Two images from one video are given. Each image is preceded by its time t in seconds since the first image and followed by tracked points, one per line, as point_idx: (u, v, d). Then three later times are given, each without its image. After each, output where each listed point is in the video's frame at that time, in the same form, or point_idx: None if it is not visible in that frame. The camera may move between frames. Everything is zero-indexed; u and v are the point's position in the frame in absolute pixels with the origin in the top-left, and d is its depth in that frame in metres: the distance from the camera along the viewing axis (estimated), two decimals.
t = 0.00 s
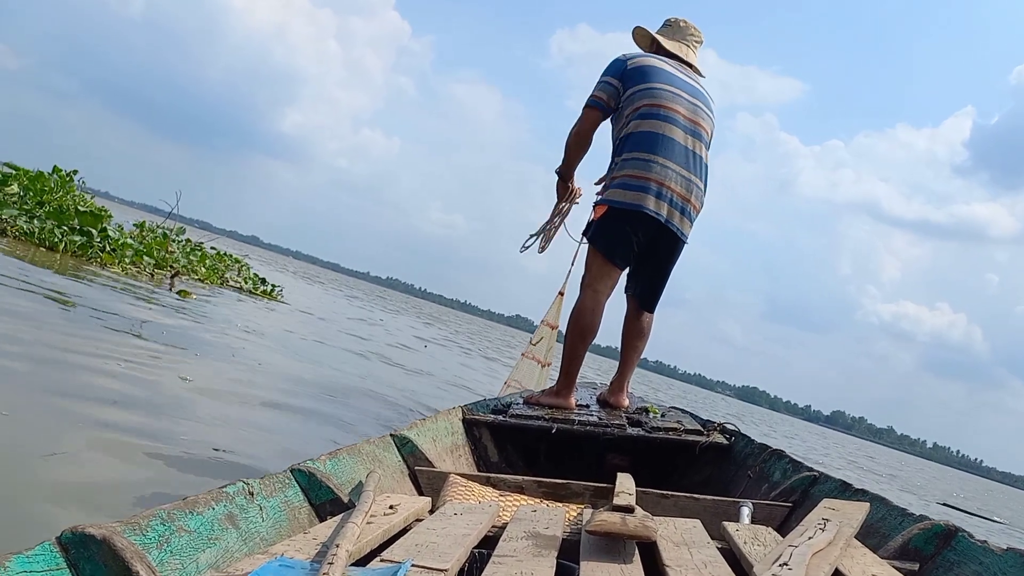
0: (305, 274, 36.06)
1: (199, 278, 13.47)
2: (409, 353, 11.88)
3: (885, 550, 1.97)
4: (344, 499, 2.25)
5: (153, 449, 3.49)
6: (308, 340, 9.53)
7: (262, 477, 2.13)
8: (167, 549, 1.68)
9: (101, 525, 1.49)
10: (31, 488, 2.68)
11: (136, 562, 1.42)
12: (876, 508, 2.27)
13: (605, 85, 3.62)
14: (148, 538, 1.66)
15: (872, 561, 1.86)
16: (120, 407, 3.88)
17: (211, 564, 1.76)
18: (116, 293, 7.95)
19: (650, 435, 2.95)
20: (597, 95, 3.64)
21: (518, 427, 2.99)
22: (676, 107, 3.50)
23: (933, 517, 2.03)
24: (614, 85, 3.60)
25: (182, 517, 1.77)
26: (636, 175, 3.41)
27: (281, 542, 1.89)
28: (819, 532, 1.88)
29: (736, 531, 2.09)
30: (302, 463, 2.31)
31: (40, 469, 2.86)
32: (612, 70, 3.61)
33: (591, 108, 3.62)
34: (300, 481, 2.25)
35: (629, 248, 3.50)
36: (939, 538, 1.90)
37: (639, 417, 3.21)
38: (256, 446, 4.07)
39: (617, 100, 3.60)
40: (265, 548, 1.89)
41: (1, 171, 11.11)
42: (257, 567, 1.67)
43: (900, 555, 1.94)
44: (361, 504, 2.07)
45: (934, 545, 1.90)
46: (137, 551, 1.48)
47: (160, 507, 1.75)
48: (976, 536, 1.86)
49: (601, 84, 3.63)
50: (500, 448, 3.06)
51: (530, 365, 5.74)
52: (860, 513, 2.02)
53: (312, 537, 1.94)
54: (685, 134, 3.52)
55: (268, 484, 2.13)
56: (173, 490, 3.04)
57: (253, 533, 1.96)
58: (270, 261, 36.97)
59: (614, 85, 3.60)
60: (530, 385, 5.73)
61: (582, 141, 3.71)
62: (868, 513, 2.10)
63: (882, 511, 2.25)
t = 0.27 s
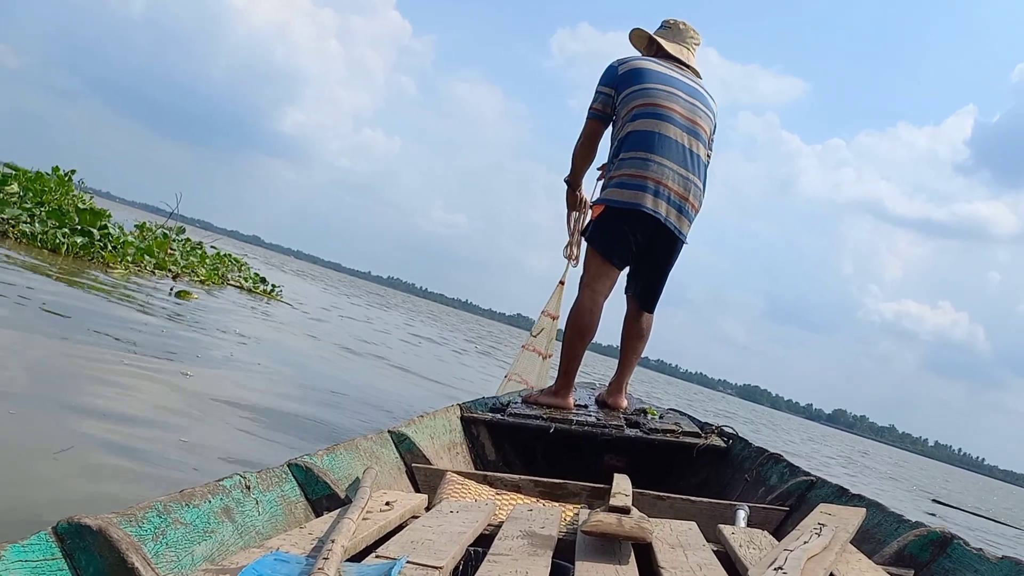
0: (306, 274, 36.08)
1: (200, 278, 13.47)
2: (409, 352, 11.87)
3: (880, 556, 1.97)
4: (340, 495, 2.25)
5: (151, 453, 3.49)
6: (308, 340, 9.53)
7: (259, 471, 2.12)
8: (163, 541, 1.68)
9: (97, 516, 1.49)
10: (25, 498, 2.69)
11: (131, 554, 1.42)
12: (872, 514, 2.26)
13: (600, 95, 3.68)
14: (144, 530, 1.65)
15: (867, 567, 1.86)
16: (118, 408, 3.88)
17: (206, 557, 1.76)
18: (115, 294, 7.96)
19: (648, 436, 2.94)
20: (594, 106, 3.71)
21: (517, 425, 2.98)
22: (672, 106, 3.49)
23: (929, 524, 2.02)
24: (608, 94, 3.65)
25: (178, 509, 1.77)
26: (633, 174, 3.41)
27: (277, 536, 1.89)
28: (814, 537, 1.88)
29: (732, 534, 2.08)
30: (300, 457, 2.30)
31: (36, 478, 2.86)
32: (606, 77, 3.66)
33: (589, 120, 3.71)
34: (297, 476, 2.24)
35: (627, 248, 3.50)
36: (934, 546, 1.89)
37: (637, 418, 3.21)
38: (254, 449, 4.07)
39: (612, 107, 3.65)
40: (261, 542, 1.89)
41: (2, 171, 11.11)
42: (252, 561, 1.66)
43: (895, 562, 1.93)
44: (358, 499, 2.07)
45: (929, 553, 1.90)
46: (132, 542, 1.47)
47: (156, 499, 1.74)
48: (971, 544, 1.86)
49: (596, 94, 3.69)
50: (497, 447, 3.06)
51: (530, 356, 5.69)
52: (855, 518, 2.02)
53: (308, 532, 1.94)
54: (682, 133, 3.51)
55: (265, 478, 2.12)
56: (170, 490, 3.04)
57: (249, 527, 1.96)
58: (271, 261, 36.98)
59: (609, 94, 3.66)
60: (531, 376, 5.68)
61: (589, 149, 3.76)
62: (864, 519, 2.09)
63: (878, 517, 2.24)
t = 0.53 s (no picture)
0: (307, 274, 36.11)
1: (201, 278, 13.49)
2: (410, 352, 11.87)
3: (879, 556, 1.97)
4: (340, 491, 2.25)
5: (151, 450, 3.49)
6: (309, 340, 9.53)
7: (259, 467, 2.12)
8: (163, 535, 1.68)
9: (97, 510, 1.49)
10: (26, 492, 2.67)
11: (132, 548, 1.42)
12: (871, 513, 2.26)
13: (600, 91, 3.68)
14: (143, 524, 1.66)
15: (865, 566, 1.85)
16: (119, 408, 3.89)
17: (205, 552, 1.76)
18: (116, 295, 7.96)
19: (647, 434, 2.94)
20: (594, 102, 3.71)
21: (516, 423, 2.98)
22: (673, 104, 3.49)
23: (928, 524, 2.01)
24: (609, 90, 3.66)
25: (178, 504, 1.77)
26: (634, 172, 3.40)
27: (276, 532, 1.89)
28: (813, 536, 1.88)
29: (731, 533, 2.08)
30: (300, 453, 2.30)
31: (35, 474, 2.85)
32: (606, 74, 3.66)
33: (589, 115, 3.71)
34: (296, 472, 2.24)
35: (626, 246, 3.50)
36: (933, 545, 1.89)
37: (637, 416, 3.20)
38: (255, 447, 4.08)
39: (613, 104, 3.66)
40: (260, 537, 1.89)
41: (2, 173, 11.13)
42: (252, 556, 1.66)
43: (893, 561, 1.93)
44: (357, 495, 2.07)
45: (928, 552, 1.89)
46: (132, 536, 1.48)
47: (156, 494, 1.75)
48: (970, 544, 1.85)
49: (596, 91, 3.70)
50: (497, 444, 3.06)
51: (528, 347, 5.66)
52: (855, 518, 2.02)
53: (307, 528, 1.94)
54: (682, 131, 3.51)
55: (265, 474, 2.12)
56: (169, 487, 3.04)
57: (249, 522, 1.96)
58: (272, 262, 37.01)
59: (610, 90, 3.66)
60: (529, 368, 5.65)
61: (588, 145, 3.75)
62: (863, 519, 2.09)
63: (877, 516, 2.24)
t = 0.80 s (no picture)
0: (309, 276, 36.17)
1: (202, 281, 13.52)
2: (411, 353, 11.87)
3: (878, 551, 1.96)
4: (340, 489, 2.25)
5: (152, 452, 3.49)
6: (310, 341, 9.54)
7: (258, 465, 2.13)
8: (162, 533, 1.69)
9: (97, 509, 1.49)
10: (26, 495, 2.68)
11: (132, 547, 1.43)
12: (870, 508, 2.26)
13: (603, 82, 3.64)
14: (143, 523, 1.66)
15: (865, 561, 1.85)
16: (119, 409, 3.91)
17: (205, 550, 1.77)
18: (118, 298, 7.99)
19: (647, 430, 2.94)
20: (596, 91, 3.67)
21: (516, 420, 2.97)
22: (675, 101, 3.49)
23: (927, 518, 2.01)
24: (612, 81, 3.61)
25: (178, 503, 1.78)
26: (636, 170, 3.40)
27: (276, 529, 1.89)
28: (812, 531, 1.88)
29: (730, 528, 2.09)
30: (299, 451, 2.31)
31: (36, 476, 2.86)
32: (610, 66, 3.64)
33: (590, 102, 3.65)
34: (296, 469, 2.24)
35: (628, 244, 3.50)
36: (933, 540, 1.88)
37: (637, 413, 3.21)
38: (256, 448, 4.08)
39: (616, 94, 3.62)
40: (260, 535, 1.89)
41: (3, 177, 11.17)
42: (251, 554, 1.67)
43: (893, 556, 1.93)
44: (356, 493, 2.07)
45: (927, 547, 1.89)
46: (132, 535, 1.49)
47: (156, 492, 1.75)
48: (969, 538, 1.84)
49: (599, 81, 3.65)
50: (497, 441, 3.06)
51: (526, 337, 5.66)
52: (854, 512, 2.02)
53: (307, 525, 1.94)
54: (685, 129, 3.51)
55: (265, 472, 2.12)
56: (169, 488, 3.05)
57: (248, 520, 1.96)
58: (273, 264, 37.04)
59: (614, 81, 3.62)
60: (527, 359, 5.65)
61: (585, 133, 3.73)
62: (862, 514, 2.09)
63: (876, 511, 2.23)
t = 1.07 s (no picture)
0: (310, 277, 36.19)
1: (203, 283, 13.53)
2: (412, 354, 11.87)
3: (877, 553, 1.96)
4: (339, 489, 2.25)
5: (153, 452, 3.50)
6: (311, 343, 9.55)
7: (257, 465, 2.13)
8: (161, 533, 1.69)
9: (96, 508, 1.50)
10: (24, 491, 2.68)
11: (130, 546, 1.43)
12: (869, 510, 2.25)
13: (611, 68, 3.58)
14: (142, 522, 1.66)
15: (863, 563, 1.85)
16: (120, 410, 3.91)
17: (204, 549, 1.77)
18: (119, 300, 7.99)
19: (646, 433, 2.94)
20: (603, 77, 3.58)
21: (515, 421, 2.97)
22: (676, 102, 3.49)
23: (926, 520, 2.01)
24: (620, 69, 3.56)
25: (176, 502, 1.78)
26: (636, 171, 3.40)
27: (275, 529, 1.90)
28: (811, 533, 1.88)
29: (728, 530, 2.08)
30: (298, 452, 2.31)
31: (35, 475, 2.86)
32: (615, 58, 3.59)
33: (596, 86, 3.55)
34: (295, 470, 2.24)
35: (625, 245, 3.50)
36: (931, 543, 1.88)
37: (636, 414, 3.21)
38: (257, 450, 4.09)
39: (621, 86, 3.57)
40: (259, 535, 1.90)
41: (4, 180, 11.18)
42: (250, 554, 1.67)
43: (891, 559, 1.92)
44: (355, 494, 2.08)
45: (926, 550, 1.88)
46: (131, 534, 1.49)
47: (154, 491, 1.75)
48: (968, 541, 1.84)
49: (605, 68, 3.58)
50: (496, 442, 3.07)
51: (528, 328, 5.65)
52: (853, 515, 2.01)
53: (306, 525, 1.95)
54: (684, 131, 3.51)
55: (263, 472, 2.13)
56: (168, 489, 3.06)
57: (247, 520, 1.96)
58: (275, 266, 37.06)
59: (620, 70, 3.56)
60: (528, 350, 5.64)
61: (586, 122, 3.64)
62: (861, 516, 2.09)
63: (876, 513, 2.23)
